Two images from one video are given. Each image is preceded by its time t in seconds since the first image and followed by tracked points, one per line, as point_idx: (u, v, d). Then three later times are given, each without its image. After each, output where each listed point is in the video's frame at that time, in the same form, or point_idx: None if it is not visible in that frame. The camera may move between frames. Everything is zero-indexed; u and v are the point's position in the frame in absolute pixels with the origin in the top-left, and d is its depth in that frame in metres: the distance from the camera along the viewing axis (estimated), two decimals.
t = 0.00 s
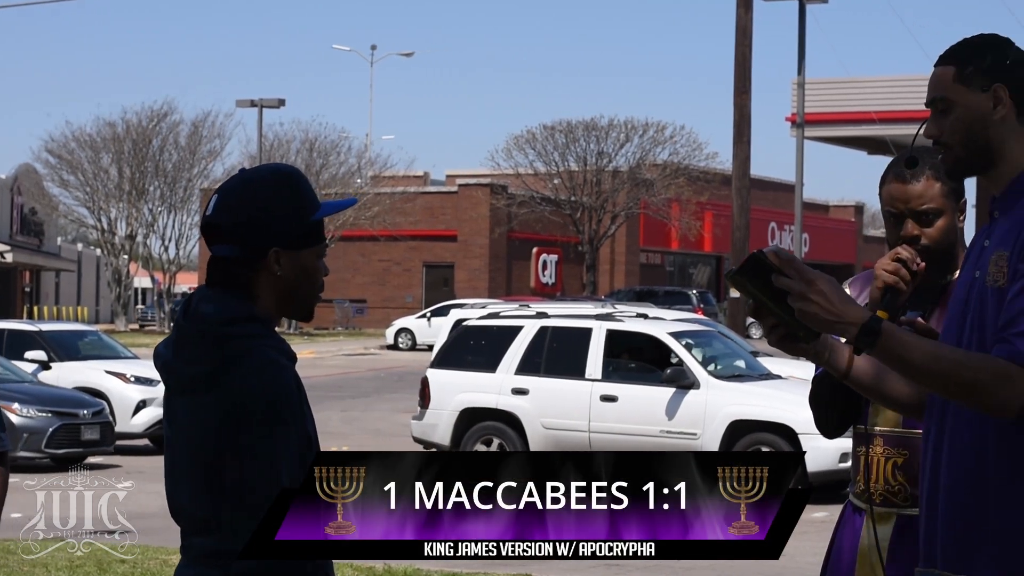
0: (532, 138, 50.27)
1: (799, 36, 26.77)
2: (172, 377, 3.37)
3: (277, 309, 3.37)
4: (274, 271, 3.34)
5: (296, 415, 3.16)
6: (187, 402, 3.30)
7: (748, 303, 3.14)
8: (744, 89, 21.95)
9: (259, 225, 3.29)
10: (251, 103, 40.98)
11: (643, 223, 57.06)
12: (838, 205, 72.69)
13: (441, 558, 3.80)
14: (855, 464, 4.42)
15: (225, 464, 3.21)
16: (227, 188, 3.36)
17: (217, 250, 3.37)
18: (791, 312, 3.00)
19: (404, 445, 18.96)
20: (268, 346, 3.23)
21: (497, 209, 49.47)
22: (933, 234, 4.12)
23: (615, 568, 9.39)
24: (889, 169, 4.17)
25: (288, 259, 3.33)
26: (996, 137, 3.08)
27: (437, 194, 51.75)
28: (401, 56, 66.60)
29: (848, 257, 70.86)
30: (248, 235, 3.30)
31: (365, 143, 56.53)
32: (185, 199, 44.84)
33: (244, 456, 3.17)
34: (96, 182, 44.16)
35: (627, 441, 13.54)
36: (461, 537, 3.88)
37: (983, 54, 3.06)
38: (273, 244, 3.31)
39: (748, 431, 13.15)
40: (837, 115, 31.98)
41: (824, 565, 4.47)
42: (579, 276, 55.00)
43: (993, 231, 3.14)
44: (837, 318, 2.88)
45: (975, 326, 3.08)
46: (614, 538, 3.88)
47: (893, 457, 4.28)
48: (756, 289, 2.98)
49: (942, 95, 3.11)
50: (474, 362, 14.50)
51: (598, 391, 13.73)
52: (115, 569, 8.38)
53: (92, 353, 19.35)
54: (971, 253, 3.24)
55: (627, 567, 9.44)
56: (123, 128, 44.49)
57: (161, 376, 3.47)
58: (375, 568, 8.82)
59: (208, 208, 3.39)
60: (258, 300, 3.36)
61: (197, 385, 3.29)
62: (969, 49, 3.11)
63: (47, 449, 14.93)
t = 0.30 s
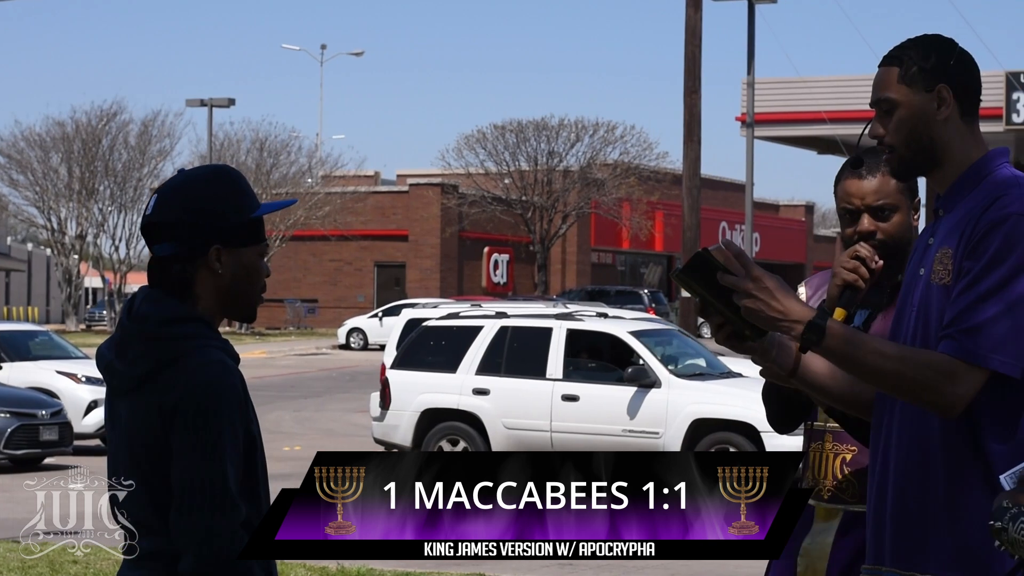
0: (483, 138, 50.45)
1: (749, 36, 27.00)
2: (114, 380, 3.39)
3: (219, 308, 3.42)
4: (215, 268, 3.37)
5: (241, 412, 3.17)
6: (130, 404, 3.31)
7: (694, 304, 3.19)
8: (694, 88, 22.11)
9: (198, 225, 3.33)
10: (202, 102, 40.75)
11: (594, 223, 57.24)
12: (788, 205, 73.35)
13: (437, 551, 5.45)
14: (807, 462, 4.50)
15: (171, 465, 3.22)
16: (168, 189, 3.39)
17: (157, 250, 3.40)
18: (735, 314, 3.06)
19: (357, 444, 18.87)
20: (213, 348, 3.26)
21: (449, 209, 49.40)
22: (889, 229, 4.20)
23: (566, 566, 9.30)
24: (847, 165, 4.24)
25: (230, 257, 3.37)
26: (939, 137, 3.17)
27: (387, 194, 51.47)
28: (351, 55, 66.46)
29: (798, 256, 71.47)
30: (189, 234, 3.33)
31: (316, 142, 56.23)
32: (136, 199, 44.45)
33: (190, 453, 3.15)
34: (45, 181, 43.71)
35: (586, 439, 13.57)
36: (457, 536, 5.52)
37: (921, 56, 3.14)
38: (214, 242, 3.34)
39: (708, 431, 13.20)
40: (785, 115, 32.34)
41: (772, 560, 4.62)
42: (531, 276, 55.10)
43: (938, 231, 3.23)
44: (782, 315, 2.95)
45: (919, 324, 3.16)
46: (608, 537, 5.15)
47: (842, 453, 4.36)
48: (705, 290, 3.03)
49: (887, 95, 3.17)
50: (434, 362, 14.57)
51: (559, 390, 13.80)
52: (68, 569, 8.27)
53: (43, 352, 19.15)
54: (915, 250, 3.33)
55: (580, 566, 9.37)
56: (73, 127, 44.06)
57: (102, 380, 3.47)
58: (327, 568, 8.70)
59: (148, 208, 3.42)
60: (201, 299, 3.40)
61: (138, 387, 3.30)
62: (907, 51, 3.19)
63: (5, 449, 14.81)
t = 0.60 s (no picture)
0: (483, 138, 50.47)
1: (749, 36, 27.00)
2: (109, 382, 3.38)
3: (211, 308, 3.42)
4: (208, 266, 3.37)
5: (241, 412, 3.18)
6: (126, 407, 3.31)
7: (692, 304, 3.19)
8: (694, 89, 22.11)
9: (185, 223, 3.33)
10: (201, 103, 40.75)
11: (594, 223, 57.22)
12: (788, 205, 73.31)
13: (437, 552, 5.39)
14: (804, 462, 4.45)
15: (170, 466, 3.22)
16: (155, 189, 3.39)
17: (148, 251, 3.39)
18: (735, 311, 3.06)
19: (356, 445, 18.86)
20: (209, 349, 3.25)
21: (449, 209, 49.35)
22: (890, 232, 4.21)
23: (565, 566, 9.25)
24: (848, 166, 4.26)
25: (223, 255, 3.37)
26: (937, 138, 3.17)
27: (388, 194, 51.36)
28: (351, 55, 66.45)
29: (798, 256, 71.50)
30: (176, 232, 3.33)
31: (316, 143, 56.19)
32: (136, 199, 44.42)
33: (190, 453, 3.15)
34: (46, 181, 43.76)
35: (613, 438, 13.56)
36: (457, 536, 5.53)
37: (914, 54, 3.15)
38: (206, 240, 3.34)
39: (736, 431, 13.17)
40: (786, 116, 32.31)
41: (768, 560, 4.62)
42: (531, 276, 55.13)
43: (935, 231, 3.23)
44: (778, 314, 2.96)
45: (917, 325, 3.17)
46: (609, 537, 5.13)
47: (834, 452, 4.32)
48: (704, 291, 3.04)
49: (884, 97, 3.18)
50: (457, 363, 14.56)
51: (584, 390, 13.78)
52: (66, 570, 8.23)
53: (43, 352, 19.15)
54: (912, 251, 3.33)
55: (580, 567, 9.30)
56: (73, 127, 44.06)
57: (96, 382, 3.46)
58: (327, 568, 8.68)
59: (137, 208, 3.41)
60: (194, 299, 3.41)
61: (134, 389, 3.30)
62: (902, 50, 3.20)
63: (13, 450, 14.78)
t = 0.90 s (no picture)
0: (483, 138, 50.47)
1: (750, 37, 26.99)
2: (107, 382, 3.38)
3: (209, 307, 3.42)
4: (206, 266, 3.37)
5: (243, 413, 3.18)
6: (126, 407, 3.31)
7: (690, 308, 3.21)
8: (694, 89, 22.10)
9: (181, 223, 3.33)
10: (201, 103, 40.72)
11: (594, 223, 57.23)
12: (788, 205, 73.29)
13: (437, 551, 5.44)
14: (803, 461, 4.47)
15: (171, 466, 3.22)
16: (151, 191, 3.39)
17: (146, 254, 3.39)
18: (732, 320, 3.07)
19: (357, 445, 18.86)
20: (209, 350, 3.25)
21: (449, 209, 49.32)
22: (888, 229, 4.19)
23: (565, 565, 9.23)
24: (849, 163, 4.27)
25: (220, 255, 3.37)
26: (937, 136, 3.17)
27: (388, 194, 51.37)
28: (351, 55, 66.44)
29: (798, 256, 71.51)
30: (173, 232, 3.33)
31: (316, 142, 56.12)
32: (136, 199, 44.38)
33: (189, 455, 3.15)
34: (46, 181, 43.76)
35: (661, 441, 13.27)
36: (457, 536, 5.55)
37: (917, 53, 3.15)
38: (204, 239, 3.34)
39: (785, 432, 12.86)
40: (786, 116, 32.29)
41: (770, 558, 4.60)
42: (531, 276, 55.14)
43: (936, 230, 3.23)
44: (778, 316, 2.96)
45: (918, 324, 3.16)
46: (608, 537, 5.15)
47: (836, 449, 4.32)
48: (696, 299, 3.07)
49: (886, 96, 3.18)
50: (500, 363, 14.42)
51: (630, 391, 13.51)
52: (67, 570, 8.24)
53: (44, 352, 19.14)
54: (911, 252, 3.34)
55: (581, 566, 9.28)
56: (73, 127, 44.04)
57: (94, 381, 3.47)
58: (328, 567, 8.68)
59: (135, 207, 3.41)
60: (191, 299, 3.41)
61: (131, 392, 3.30)
62: (903, 51, 3.20)
63: (24, 451, 14.80)
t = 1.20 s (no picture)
0: (483, 138, 50.45)
1: (749, 37, 26.99)
2: (105, 380, 3.38)
3: (209, 308, 3.42)
4: (205, 267, 3.37)
5: (238, 415, 3.19)
6: (123, 408, 3.31)
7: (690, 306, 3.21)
8: (694, 88, 22.11)
9: (181, 224, 3.33)
10: (201, 103, 40.72)
11: (594, 223, 57.26)
12: (788, 205, 73.26)
13: (436, 552, 5.54)
14: (812, 461, 4.61)
15: (167, 467, 3.22)
16: (152, 189, 3.39)
17: (145, 255, 3.40)
18: (738, 317, 3.08)
19: (358, 445, 18.87)
20: (209, 351, 3.25)
21: (449, 209, 49.34)
22: (886, 231, 4.18)
23: (566, 565, 9.23)
24: (842, 171, 4.26)
25: (219, 255, 3.38)
26: (940, 135, 3.17)
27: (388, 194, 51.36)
28: (351, 55, 66.49)
29: (799, 256, 71.52)
30: (173, 232, 3.33)
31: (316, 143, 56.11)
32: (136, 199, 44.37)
33: (184, 451, 3.15)
34: (46, 181, 43.77)
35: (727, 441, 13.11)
36: (457, 536, 5.62)
37: (925, 53, 3.15)
38: (203, 239, 3.34)
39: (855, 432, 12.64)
40: (787, 116, 32.31)
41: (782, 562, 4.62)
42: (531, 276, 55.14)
43: (939, 230, 3.23)
44: (785, 312, 2.95)
45: (921, 324, 3.16)
46: (609, 537, 5.23)
47: (850, 454, 4.46)
48: (700, 294, 3.07)
49: (890, 94, 3.19)
50: (564, 364, 14.24)
51: (696, 391, 13.33)
52: (66, 570, 8.24)
53: (44, 351, 19.14)
54: (914, 252, 3.34)
55: (581, 567, 9.29)
56: (74, 127, 44.04)
57: (92, 380, 3.47)
58: (328, 567, 8.69)
59: (134, 208, 3.41)
60: (190, 299, 3.40)
61: (127, 390, 3.30)
62: (908, 52, 3.20)
63: (35, 451, 14.81)
